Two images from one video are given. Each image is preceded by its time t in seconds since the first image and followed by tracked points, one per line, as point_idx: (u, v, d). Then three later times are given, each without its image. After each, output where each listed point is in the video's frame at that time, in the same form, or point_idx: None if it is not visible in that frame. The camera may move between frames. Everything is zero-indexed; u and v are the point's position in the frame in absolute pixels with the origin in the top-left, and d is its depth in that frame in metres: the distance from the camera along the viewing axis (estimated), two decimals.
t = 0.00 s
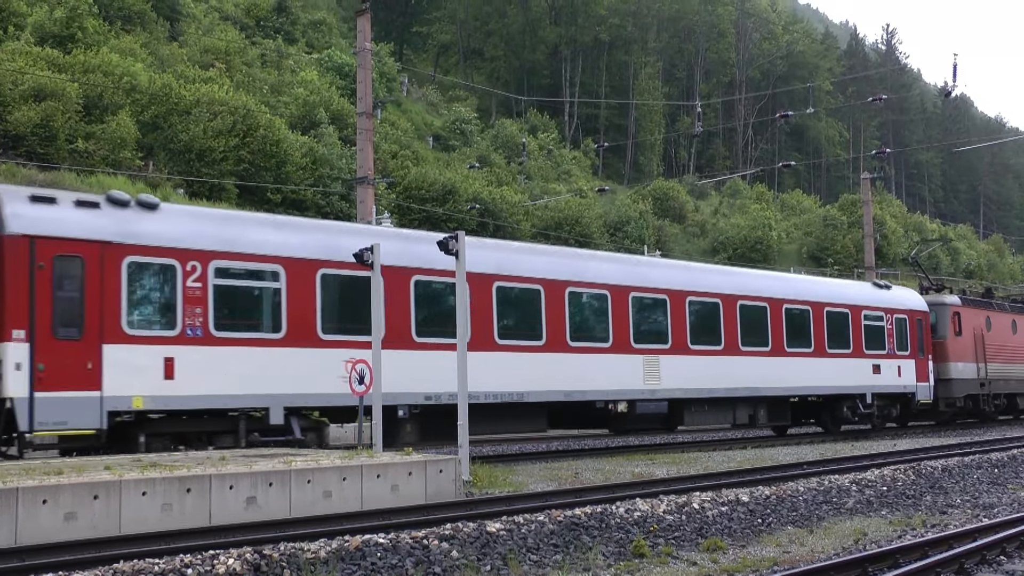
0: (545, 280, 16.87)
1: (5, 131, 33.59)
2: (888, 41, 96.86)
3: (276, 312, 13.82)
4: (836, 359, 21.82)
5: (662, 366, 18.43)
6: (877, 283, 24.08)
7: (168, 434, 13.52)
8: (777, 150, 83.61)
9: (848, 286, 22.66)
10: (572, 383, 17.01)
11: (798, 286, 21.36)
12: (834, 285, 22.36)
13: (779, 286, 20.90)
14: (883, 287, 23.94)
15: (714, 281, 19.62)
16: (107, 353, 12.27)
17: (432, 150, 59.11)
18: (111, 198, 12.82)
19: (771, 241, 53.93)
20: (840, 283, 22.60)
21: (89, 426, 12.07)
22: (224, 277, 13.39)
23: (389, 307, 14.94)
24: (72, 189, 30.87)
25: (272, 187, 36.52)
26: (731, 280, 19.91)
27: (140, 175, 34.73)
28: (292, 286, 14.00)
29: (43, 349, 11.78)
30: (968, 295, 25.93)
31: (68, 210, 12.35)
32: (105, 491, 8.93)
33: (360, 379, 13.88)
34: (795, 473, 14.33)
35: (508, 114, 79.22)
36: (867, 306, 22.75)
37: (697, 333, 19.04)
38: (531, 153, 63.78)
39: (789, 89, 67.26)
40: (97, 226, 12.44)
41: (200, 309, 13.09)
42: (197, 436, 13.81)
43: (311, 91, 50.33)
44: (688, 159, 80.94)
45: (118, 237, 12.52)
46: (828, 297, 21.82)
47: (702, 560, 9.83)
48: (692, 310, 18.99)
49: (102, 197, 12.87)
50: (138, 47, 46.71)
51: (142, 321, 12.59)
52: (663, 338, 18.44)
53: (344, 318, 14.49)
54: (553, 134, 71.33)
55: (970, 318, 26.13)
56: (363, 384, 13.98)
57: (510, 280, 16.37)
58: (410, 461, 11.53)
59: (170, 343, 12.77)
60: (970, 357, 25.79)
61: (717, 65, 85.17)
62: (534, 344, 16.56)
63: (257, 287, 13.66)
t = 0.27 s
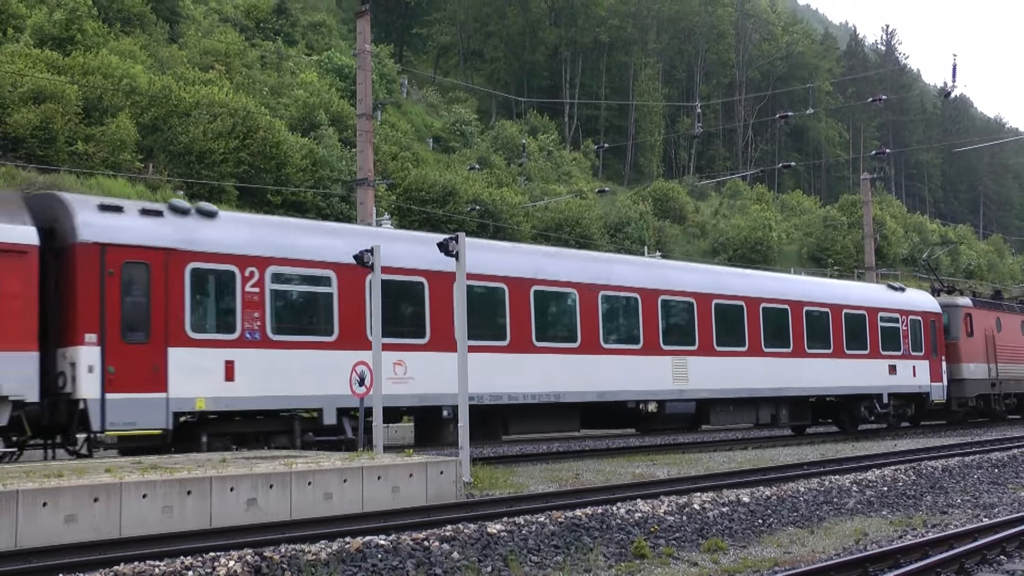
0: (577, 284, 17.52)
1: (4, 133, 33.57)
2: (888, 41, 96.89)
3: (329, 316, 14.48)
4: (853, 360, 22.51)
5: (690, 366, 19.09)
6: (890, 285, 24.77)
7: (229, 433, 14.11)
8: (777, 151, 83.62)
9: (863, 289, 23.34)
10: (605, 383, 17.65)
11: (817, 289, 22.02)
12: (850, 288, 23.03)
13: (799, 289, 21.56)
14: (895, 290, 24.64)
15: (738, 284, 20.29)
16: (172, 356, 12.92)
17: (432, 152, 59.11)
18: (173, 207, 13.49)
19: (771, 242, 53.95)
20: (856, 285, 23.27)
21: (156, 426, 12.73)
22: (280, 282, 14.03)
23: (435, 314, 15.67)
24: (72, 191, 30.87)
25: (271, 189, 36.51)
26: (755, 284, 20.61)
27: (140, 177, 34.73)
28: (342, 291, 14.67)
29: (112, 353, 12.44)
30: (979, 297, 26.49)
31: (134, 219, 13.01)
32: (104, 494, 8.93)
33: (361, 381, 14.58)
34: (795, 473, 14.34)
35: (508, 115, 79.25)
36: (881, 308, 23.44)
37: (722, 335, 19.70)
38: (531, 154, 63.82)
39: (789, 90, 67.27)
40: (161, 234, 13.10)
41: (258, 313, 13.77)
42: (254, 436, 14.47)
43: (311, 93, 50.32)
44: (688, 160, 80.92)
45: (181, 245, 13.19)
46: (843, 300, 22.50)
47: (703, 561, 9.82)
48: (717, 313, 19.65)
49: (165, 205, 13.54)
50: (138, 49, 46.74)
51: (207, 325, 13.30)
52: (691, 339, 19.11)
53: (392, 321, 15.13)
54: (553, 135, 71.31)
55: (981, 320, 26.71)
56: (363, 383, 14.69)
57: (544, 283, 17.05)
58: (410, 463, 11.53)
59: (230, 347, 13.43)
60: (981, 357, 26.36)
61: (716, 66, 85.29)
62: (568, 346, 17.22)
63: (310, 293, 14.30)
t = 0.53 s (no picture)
0: (611, 287, 18.13)
1: (4, 134, 33.55)
2: (888, 42, 96.95)
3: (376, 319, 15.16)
4: (868, 360, 23.21)
5: (715, 367, 19.80)
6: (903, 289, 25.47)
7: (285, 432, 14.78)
8: (777, 151, 83.62)
9: (877, 291, 24.05)
10: (636, 384, 18.33)
11: (834, 292, 22.70)
12: (864, 290, 23.72)
13: (817, 291, 22.24)
14: (908, 292, 25.36)
15: (759, 288, 20.98)
16: (232, 357, 13.56)
17: (432, 153, 59.09)
18: (231, 214, 14.12)
19: (771, 243, 53.96)
20: (870, 288, 23.97)
21: (218, 425, 13.38)
22: (331, 286, 14.68)
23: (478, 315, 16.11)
24: (72, 192, 30.86)
25: (271, 190, 36.50)
26: (776, 288, 21.30)
27: (140, 178, 34.74)
28: (391, 306, 15.18)
29: (176, 354, 13.08)
30: (989, 300, 27.33)
31: (195, 225, 13.64)
32: (104, 495, 8.93)
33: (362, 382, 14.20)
34: (795, 474, 14.34)
35: (508, 117, 79.17)
36: (895, 310, 24.14)
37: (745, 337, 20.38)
38: (531, 155, 63.78)
39: (789, 91, 67.25)
40: (220, 240, 13.72)
41: (312, 316, 14.39)
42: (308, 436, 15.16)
43: (311, 94, 50.34)
44: (688, 161, 80.85)
45: (239, 251, 13.83)
46: (859, 302, 23.19)
47: (703, 562, 9.83)
48: (740, 315, 20.33)
49: (223, 211, 14.18)
50: (138, 51, 46.76)
51: (265, 328, 13.93)
52: (715, 341, 19.79)
53: (436, 324, 15.79)
54: (553, 136, 71.28)
55: (991, 322, 27.54)
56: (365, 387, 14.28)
57: (581, 287, 17.65)
58: (410, 464, 11.53)
59: (286, 348, 14.08)
60: (992, 359, 27.19)
61: (716, 67, 85.37)
62: (601, 347, 17.83)
63: (359, 296, 14.99)
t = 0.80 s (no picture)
0: (637, 291, 18.57)
1: (5, 135, 33.55)
2: (888, 44, 97.02)
3: (416, 320, 15.51)
4: (883, 363, 23.67)
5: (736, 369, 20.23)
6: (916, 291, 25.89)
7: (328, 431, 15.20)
8: (777, 153, 83.63)
9: (890, 294, 24.50)
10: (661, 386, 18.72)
11: (850, 295, 23.16)
12: (878, 293, 24.18)
13: (833, 294, 22.70)
14: (921, 295, 25.78)
15: (778, 292, 21.44)
16: (281, 360, 14.04)
17: (432, 154, 59.08)
18: (278, 220, 14.54)
19: (771, 244, 53.94)
20: (884, 291, 24.42)
21: (267, 426, 13.85)
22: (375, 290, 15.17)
23: (512, 320, 16.59)
24: (72, 193, 30.88)
25: (270, 191, 36.49)
26: (794, 291, 21.77)
27: (140, 179, 34.78)
28: (429, 303, 15.69)
29: (228, 356, 13.56)
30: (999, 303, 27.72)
31: (244, 231, 14.11)
32: (105, 497, 8.92)
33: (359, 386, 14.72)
34: (796, 476, 14.35)
35: (508, 118, 79.15)
36: (908, 313, 24.58)
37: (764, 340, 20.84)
38: (531, 157, 63.75)
39: (789, 93, 67.26)
40: (269, 245, 14.20)
41: (354, 320, 14.92)
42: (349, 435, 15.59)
43: (311, 95, 50.38)
44: (688, 163, 80.77)
45: (287, 255, 14.29)
46: (873, 305, 23.64)
47: (704, 564, 9.82)
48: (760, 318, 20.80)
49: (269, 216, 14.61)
50: (138, 52, 46.83)
51: (311, 331, 14.41)
52: (736, 344, 20.24)
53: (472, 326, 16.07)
54: (553, 137, 71.27)
55: (1001, 324, 27.93)
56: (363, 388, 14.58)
57: (607, 292, 18.04)
58: (410, 465, 11.52)
59: (330, 351, 14.57)
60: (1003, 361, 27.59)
61: (716, 68, 85.41)
62: (628, 350, 18.26)
63: (401, 300, 15.37)
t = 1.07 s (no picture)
0: (667, 295, 19.13)
1: (6, 136, 33.55)
2: (888, 44, 97.09)
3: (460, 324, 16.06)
4: (898, 364, 24.23)
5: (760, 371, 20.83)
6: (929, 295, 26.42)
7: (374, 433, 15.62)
8: (777, 154, 83.59)
9: (904, 297, 25.09)
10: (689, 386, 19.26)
11: (865, 298, 23.75)
12: (893, 296, 24.75)
13: (849, 297, 23.31)
14: (933, 298, 26.32)
15: (799, 295, 22.02)
16: (333, 361, 14.62)
17: (432, 156, 59.05)
18: (329, 226, 15.25)
19: (772, 246, 53.90)
20: (898, 294, 25.01)
21: (321, 425, 14.44)
22: (420, 293, 15.67)
23: (552, 323, 17.17)
24: (73, 195, 30.87)
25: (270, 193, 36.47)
26: (814, 294, 22.36)
27: (140, 181, 34.80)
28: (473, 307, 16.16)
29: (285, 359, 14.16)
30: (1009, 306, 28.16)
31: (299, 237, 14.77)
32: (106, 498, 8.92)
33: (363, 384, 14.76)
34: (796, 477, 14.36)
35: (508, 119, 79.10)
36: (922, 315, 25.15)
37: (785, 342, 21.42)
38: (531, 158, 63.70)
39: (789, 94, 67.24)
40: (323, 251, 14.88)
41: (401, 323, 15.31)
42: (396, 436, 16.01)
43: (311, 97, 50.39)
44: (688, 164, 80.66)
45: (338, 261, 14.96)
46: (889, 308, 24.22)
47: (704, 565, 9.82)
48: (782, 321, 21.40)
49: (320, 224, 15.27)
50: (138, 54, 46.84)
51: (361, 333, 15.03)
52: (758, 345, 20.83)
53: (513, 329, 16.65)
54: (553, 138, 71.22)
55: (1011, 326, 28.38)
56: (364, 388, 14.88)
57: (638, 295, 18.60)
58: (410, 467, 11.53)
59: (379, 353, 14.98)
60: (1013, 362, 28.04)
61: (716, 70, 85.31)
62: (658, 352, 18.82)
63: (443, 303, 16.01)
